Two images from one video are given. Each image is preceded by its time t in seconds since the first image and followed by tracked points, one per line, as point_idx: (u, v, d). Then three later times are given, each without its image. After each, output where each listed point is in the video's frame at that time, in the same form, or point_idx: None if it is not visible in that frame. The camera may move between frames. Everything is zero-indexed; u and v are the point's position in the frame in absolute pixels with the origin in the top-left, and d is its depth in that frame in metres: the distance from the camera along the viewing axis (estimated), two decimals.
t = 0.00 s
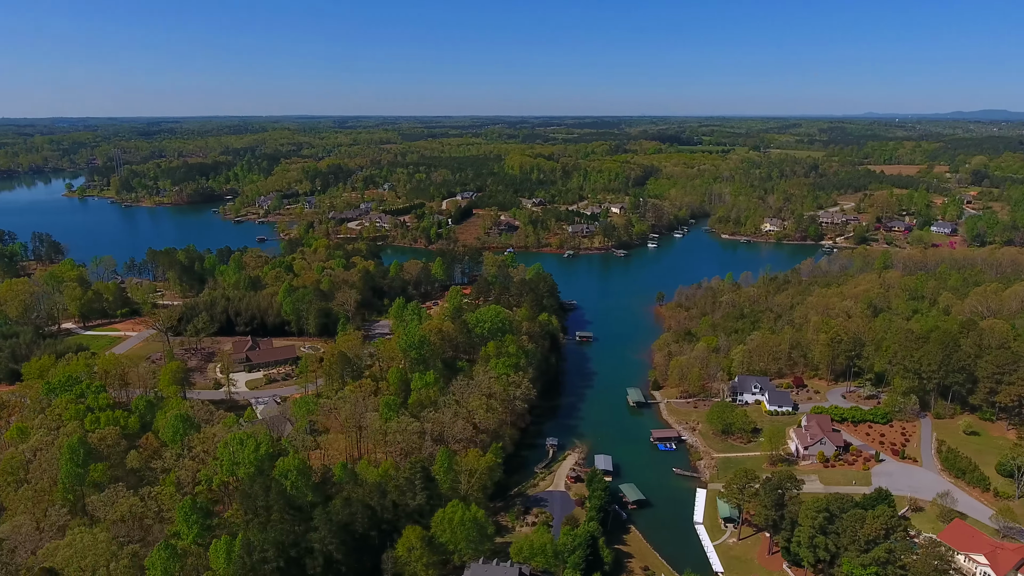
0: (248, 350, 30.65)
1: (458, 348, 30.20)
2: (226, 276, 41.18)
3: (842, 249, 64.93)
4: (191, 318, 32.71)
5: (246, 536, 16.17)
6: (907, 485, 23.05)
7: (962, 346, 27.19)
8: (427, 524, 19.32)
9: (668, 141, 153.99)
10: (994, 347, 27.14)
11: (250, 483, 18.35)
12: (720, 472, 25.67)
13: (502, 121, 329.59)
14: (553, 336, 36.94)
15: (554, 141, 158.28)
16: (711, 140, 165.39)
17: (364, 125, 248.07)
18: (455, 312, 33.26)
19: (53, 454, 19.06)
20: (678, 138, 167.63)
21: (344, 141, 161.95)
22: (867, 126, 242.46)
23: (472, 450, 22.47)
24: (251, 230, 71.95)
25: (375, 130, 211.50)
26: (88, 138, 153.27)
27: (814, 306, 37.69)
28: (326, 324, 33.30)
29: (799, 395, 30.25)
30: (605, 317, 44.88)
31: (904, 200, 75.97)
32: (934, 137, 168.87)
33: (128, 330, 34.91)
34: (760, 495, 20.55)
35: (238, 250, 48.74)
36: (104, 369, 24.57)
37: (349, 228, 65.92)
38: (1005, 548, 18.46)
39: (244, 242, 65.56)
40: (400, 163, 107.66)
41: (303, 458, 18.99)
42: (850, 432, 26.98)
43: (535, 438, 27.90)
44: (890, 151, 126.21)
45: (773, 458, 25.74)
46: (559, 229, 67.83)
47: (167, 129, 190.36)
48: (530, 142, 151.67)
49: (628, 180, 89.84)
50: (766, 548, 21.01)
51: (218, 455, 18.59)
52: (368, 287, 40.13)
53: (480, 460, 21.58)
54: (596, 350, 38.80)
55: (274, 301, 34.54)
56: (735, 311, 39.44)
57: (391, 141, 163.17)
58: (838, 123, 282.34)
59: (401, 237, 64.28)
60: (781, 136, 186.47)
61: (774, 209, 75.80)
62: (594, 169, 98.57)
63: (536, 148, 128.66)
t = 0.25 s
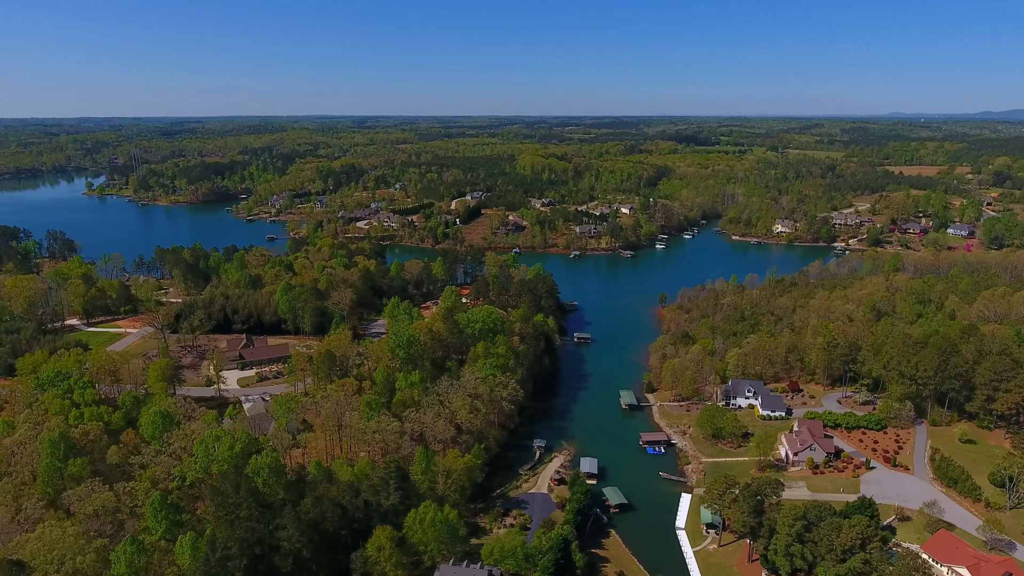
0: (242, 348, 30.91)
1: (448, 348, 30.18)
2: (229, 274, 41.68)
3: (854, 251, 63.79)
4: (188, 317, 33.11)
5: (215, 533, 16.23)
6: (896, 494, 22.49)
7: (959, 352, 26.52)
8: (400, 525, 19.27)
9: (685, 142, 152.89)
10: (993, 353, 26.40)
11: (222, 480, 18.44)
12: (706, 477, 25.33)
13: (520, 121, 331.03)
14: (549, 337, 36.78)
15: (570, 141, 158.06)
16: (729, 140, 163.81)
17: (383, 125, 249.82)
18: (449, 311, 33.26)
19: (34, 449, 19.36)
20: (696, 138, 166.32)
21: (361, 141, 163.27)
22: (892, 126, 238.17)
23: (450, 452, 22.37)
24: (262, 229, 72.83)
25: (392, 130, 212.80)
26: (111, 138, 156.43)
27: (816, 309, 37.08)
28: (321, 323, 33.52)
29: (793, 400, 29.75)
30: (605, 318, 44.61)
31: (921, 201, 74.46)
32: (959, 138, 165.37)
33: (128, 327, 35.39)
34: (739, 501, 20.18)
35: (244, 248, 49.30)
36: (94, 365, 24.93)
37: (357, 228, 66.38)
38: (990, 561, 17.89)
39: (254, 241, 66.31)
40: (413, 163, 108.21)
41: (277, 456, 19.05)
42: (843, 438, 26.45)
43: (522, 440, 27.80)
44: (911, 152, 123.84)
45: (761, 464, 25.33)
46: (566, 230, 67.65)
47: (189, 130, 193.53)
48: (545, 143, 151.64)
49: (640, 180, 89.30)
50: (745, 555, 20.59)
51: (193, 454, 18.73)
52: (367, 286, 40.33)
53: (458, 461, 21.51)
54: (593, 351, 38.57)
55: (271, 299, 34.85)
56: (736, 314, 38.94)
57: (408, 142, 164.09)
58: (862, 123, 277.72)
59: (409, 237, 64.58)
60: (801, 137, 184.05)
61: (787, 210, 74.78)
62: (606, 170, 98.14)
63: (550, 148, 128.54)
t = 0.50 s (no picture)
0: (235, 346, 31.18)
1: (439, 349, 30.21)
2: (231, 272, 42.14)
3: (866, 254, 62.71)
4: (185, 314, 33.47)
5: (182, 531, 16.33)
6: (883, 503, 22.00)
7: (954, 359, 25.91)
8: (373, 525, 19.29)
9: (701, 142, 151.60)
10: (991, 360, 25.75)
11: (196, 477, 18.59)
12: (692, 483, 25.02)
13: (538, 121, 331.02)
14: (544, 338, 36.63)
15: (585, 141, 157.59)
16: (746, 141, 162.21)
17: (401, 125, 251.16)
18: (442, 312, 33.28)
19: (16, 444, 19.66)
20: (713, 139, 164.91)
21: (377, 141, 164.34)
22: (915, 127, 233.95)
23: (429, 452, 22.38)
24: (273, 228, 73.61)
25: (409, 130, 213.86)
26: (133, 138, 159.37)
27: (816, 313, 36.48)
28: (316, 322, 33.72)
29: (786, 405, 29.29)
30: (605, 320, 44.38)
31: (937, 204, 72.99)
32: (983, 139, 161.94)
33: (128, 323, 35.86)
34: (716, 507, 19.88)
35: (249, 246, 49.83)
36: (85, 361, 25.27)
37: (365, 228, 66.81)
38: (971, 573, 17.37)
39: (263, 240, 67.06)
40: (426, 163, 108.61)
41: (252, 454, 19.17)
42: (834, 445, 25.97)
43: (509, 442, 27.75)
44: (932, 153, 121.42)
45: (748, 470, 24.96)
46: (573, 230, 67.41)
47: (209, 130, 196.40)
48: (560, 143, 151.39)
49: (651, 181, 88.70)
50: (723, 562, 20.22)
51: (169, 450, 18.93)
52: (366, 286, 40.54)
53: (436, 462, 21.50)
54: (589, 353, 38.38)
55: (267, 298, 35.13)
56: (734, 317, 38.46)
57: (423, 141, 164.85)
58: (886, 123, 273.02)
59: (415, 237, 64.84)
60: (821, 137, 181.52)
61: (799, 211, 73.74)
62: (618, 170, 97.66)
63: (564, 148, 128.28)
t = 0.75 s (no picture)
0: (228, 344, 31.46)
1: (428, 349, 30.20)
2: (232, 269, 42.55)
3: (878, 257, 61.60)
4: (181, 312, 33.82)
5: (151, 526, 16.47)
6: (867, 513, 21.52)
7: (949, 367, 25.31)
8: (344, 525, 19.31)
9: (718, 143, 150.14)
10: (986, 368, 25.11)
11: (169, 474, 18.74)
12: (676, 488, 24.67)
13: (557, 121, 330.70)
14: (538, 340, 36.49)
15: (600, 142, 156.95)
16: (763, 142, 160.42)
17: (419, 125, 252.20)
18: (435, 312, 33.27)
19: None
20: (730, 140, 163.36)
21: (393, 141, 165.18)
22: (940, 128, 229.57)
23: (407, 453, 22.35)
24: (282, 227, 74.31)
25: (426, 130, 214.82)
26: (154, 137, 161.94)
27: (815, 318, 35.94)
28: (309, 321, 33.92)
29: (779, 411, 28.82)
30: (603, 321, 44.20)
31: (954, 207, 71.48)
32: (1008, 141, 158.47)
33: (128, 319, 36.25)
34: (691, 514, 19.55)
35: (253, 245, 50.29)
36: (75, 356, 25.62)
37: (372, 227, 67.14)
38: None
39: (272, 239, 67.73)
40: (438, 163, 108.90)
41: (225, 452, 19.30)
42: (823, 452, 25.50)
43: (494, 443, 27.67)
44: (954, 154, 119.00)
45: (733, 476, 24.59)
46: (580, 231, 67.11)
47: (229, 129, 198.90)
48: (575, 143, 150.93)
49: (662, 181, 88.10)
50: (699, 569, 19.88)
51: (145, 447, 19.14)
52: (364, 285, 40.71)
53: (412, 462, 21.48)
54: (585, 355, 38.14)
55: (263, 296, 35.41)
56: (733, 320, 38.01)
57: (439, 142, 165.37)
58: (910, 123, 268.12)
59: (421, 236, 65.02)
60: (841, 138, 178.84)
61: (810, 213, 72.70)
62: (630, 171, 97.05)
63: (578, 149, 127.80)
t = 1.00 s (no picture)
0: (231, 340, 31.85)
1: (426, 348, 30.19)
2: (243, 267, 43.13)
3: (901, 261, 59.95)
4: (187, 308, 34.36)
5: (131, 519, 16.79)
6: (862, 525, 20.85)
7: (955, 376, 24.40)
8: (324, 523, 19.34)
9: (744, 143, 147.82)
10: (995, 378, 24.17)
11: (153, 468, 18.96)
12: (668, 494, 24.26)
13: (583, 121, 329.38)
14: (540, 341, 36.30)
15: (624, 142, 155.81)
16: (791, 142, 157.46)
17: (444, 125, 253.31)
18: (435, 312, 33.27)
19: None
20: (757, 140, 160.77)
21: (417, 141, 166.04)
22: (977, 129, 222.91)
23: (393, 452, 22.33)
24: (301, 226, 75.23)
25: (451, 130, 215.66)
26: (185, 137, 165.35)
27: (825, 323, 35.07)
28: (312, 319, 34.21)
29: (780, 417, 28.16)
30: (611, 324, 43.85)
31: (984, 210, 69.21)
32: None
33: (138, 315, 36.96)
34: (673, 522, 19.10)
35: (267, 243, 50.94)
36: (77, 350, 26.19)
37: (388, 227, 67.55)
38: None
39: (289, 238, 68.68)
40: (458, 163, 109.18)
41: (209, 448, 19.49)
42: (822, 462, 24.82)
43: (488, 445, 27.55)
44: (990, 156, 115.33)
45: (726, 483, 24.08)
46: (595, 232, 66.60)
47: (258, 129, 202.16)
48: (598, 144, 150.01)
49: (682, 182, 87.00)
50: None
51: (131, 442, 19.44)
52: (370, 284, 40.92)
53: (396, 462, 21.45)
54: (589, 357, 37.80)
55: (268, 294, 35.81)
56: (740, 324, 37.32)
57: (462, 142, 165.81)
58: (949, 123, 260.30)
59: (436, 236, 65.21)
60: (872, 138, 174.69)
61: (833, 215, 71.07)
62: (650, 171, 96.04)
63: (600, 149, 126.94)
